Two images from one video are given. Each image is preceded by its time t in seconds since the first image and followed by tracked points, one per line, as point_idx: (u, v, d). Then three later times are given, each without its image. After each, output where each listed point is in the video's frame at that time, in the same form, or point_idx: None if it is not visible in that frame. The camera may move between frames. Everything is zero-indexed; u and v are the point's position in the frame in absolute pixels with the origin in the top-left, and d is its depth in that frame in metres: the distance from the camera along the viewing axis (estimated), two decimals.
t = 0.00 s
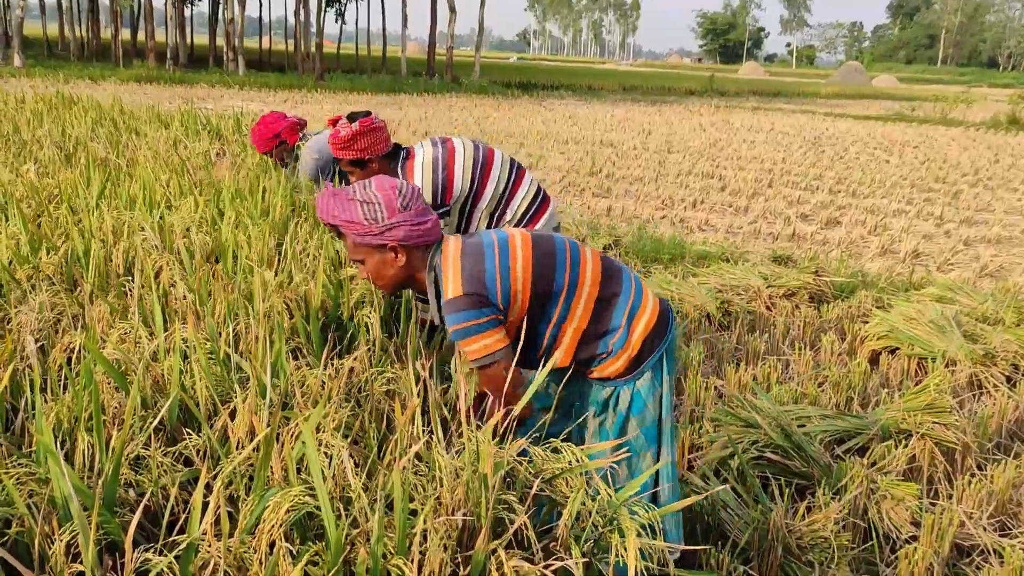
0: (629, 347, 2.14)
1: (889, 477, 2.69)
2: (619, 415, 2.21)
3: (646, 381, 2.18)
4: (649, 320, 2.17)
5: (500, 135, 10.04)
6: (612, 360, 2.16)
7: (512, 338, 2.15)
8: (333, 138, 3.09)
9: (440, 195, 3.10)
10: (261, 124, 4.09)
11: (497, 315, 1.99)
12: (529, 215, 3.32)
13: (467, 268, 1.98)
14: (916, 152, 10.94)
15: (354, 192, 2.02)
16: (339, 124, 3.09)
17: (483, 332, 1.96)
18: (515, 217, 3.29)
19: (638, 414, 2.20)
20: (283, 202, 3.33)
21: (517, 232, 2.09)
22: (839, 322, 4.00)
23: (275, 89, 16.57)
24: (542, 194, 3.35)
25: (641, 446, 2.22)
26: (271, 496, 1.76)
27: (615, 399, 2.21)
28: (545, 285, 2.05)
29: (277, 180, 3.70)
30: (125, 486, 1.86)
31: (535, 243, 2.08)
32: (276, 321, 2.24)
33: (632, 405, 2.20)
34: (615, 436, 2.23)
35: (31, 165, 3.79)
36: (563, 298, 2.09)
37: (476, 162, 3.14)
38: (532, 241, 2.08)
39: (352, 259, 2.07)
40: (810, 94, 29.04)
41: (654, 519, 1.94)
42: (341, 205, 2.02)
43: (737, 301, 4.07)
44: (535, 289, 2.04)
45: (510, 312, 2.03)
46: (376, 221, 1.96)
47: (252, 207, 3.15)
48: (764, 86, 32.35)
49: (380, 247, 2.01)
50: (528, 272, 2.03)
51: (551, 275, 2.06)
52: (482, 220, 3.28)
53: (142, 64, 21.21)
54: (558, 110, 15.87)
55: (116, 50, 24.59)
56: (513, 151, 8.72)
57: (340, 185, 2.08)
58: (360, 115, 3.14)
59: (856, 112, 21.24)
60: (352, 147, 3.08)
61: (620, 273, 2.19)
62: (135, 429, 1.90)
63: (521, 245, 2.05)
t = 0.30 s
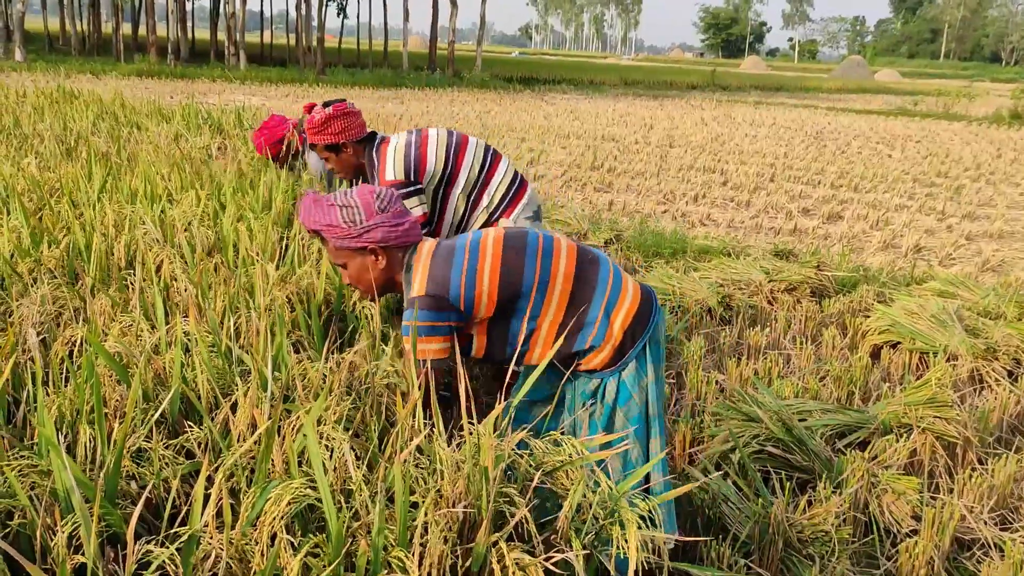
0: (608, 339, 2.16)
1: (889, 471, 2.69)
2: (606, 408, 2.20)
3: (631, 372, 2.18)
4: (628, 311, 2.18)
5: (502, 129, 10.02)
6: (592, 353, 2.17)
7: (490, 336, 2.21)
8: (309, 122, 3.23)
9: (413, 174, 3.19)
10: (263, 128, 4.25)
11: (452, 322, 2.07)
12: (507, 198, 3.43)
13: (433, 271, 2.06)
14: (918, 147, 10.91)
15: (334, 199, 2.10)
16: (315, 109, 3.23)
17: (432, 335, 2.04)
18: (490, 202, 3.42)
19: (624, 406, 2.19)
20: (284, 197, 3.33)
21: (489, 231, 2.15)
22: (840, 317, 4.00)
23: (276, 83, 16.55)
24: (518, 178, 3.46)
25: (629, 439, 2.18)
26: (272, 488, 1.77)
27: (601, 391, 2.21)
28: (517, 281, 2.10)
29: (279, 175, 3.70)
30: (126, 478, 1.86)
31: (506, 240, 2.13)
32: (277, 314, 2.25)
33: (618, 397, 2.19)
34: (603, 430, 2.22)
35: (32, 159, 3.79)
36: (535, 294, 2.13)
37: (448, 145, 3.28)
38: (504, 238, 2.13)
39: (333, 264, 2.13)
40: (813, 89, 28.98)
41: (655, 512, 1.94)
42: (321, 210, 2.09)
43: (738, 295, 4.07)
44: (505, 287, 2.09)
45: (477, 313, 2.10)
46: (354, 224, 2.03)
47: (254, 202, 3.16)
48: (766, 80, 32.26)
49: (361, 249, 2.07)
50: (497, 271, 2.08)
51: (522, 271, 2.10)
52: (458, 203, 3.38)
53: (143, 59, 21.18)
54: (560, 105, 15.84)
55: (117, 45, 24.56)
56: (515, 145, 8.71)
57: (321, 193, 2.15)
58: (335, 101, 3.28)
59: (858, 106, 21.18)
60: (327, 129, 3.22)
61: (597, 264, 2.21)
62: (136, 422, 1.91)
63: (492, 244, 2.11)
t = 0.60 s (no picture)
0: (597, 332, 2.17)
1: (892, 465, 2.69)
2: (598, 401, 2.21)
3: (622, 363, 2.20)
4: (617, 302, 2.20)
5: (504, 124, 10.01)
6: (582, 347, 2.18)
7: (477, 334, 2.19)
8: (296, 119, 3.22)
9: (394, 171, 3.25)
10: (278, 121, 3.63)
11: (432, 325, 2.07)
12: (495, 190, 3.44)
13: (418, 271, 2.03)
14: (922, 141, 10.89)
15: (327, 191, 2.08)
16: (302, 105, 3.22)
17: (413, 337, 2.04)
18: (479, 195, 3.43)
19: (617, 397, 2.21)
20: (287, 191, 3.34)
21: (474, 226, 2.12)
22: (843, 312, 4.00)
23: (278, 77, 16.55)
24: (506, 170, 3.45)
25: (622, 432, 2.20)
26: (275, 480, 1.77)
27: (593, 384, 2.22)
28: (505, 278, 2.09)
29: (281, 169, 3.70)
30: (130, 471, 1.87)
31: (492, 235, 2.11)
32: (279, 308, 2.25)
33: (610, 389, 2.21)
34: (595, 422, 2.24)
35: (35, 153, 3.80)
36: (523, 291, 2.12)
37: (432, 141, 3.30)
38: (491, 235, 2.11)
39: (326, 257, 2.10)
40: (816, 84, 28.90)
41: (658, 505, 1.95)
42: (312, 203, 2.07)
43: (740, 290, 4.07)
44: (493, 284, 2.08)
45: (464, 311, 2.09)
46: (351, 215, 2.01)
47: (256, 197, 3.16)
48: (769, 75, 32.18)
49: (355, 241, 2.05)
50: (484, 268, 2.06)
51: (510, 267, 2.09)
52: (444, 197, 3.41)
53: (146, 53, 21.19)
54: (563, 99, 15.82)
55: (120, 39, 24.56)
56: (517, 140, 8.71)
57: (312, 187, 2.13)
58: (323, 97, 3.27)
59: (862, 101, 21.14)
60: (315, 126, 3.22)
61: (585, 256, 2.22)
62: (139, 414, 1.91)
63: (479, 240, 2.08)
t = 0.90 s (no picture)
0: (593, 317, 2.19)
1: (895, 461, 2.68)
2: (593, 385, 2.24)
3: (617, 349, 2.22)
4: (613, 287, 2.22)
5: (507, 120, 10.01)
6: (578, 332, 2.20)
7: (475, 318, 2.20)
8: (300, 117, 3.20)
9: (390, 172, 3.21)
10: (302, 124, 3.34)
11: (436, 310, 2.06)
12: (495, 185, 3.47)
13: (416, 257, 2.02)
14: (926, 138, 10.87)
15: (310, 190, 2.04)
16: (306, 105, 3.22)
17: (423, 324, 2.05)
18: (478, 191, 3.45)
19: (612, 383, 2.23)
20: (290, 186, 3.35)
21: (473, 210, 2.12)
22: (847, 308, 3.99)
23: (281, 73, 16.56)
24: (504, 165, 3.49)
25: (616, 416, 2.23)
26: (279, 474, 1.77)
27: (587, 368, 2.24)
28: (506, 263, 2.09)
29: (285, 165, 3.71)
30: (134, 465, 1.87)
31: (491, 219, 2.11)
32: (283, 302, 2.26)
33: (604, 374, 2.23)
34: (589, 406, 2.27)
35: (39, 148, 3.81)
36: (522, 275, 2.13)
37: (428, 140, 3.28)
38: (489, 218, 2.10)
39: (319, 258, 2.06)
40: (820, 80, 28.83)
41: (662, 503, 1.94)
42: (296, 205, 2.02)
43: (744, 286, 4.06)
44: (494, 268, 2.08)
45: (466, 295, 2.09)
46: (342, 209, 1.98)
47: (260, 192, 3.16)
48: (773, 71, 32.10)
49: (349, 236, 2.02)
50: (483, 253, 2.06)
51: (509, 252, 2.09)
52: (442, 193, 3.42)
53: (150, 48, 21.22)
54: (567, 95, 15.80)
55: (124, 35, 24.58)
56: (521, 136, 8.70)
57: (289, 190, 2.07)
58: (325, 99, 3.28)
59: (866, 97, 21.09)
60: (317, 124, 3.23)
61: (581, 242, 2.23)
62: (144, 408, 1.92)
63: (478, 225, 2.08)
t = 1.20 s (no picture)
0: (602, 300, 2.20)
1: (900, 459, 2.68)
2: (598, 372, 2.25)
3: (623, 336, 2.23)
4: (621, 274, 2.23)
5: (512, 116, 10.00)
6: (586, 315, 2.21)
7: (486, 293, 2.21)
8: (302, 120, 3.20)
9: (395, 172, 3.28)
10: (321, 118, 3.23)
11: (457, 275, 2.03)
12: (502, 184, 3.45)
13: (433, 224, 2.01)
14: (932, 135, 10.83)
15: (313, 172, 1.97)
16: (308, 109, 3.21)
17: (446, 288, 2.00)
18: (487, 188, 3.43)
19: (616, 369, 2.24)
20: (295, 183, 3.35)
21: (488, 186, 2.14)
22: (852, 306, 3.99)
23: (286, 70, 16.59)
24: (511, 163, 3.47)
25: (619, 404, 2.24)
26: (284, 469, 1.77)
27: (593, 355, 2.25)
28: (519, 239, 2.11)
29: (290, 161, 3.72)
30: (140, 459, 1.88)
31: (506, 196, 2.13)
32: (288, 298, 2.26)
33: (609, 361, 2.24)
34: (594, 393, 2.27)
35: (45, 143, 3.82)
36: (535, 251, 2.15)
37: (434, 141, 3.29)
38: (504, 196, 2.13)
39: (325, 241, 2.01)
40: (826, 77, 28.74)
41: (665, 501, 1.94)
42: (299, 189, 1.96)
43: (749, 283, 4.06)
44: (508, 242, 2.10)
45: (480, 267, 2.09)
46: (347, 191, 1.92)
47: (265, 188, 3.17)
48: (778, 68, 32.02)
49: (354, 219, 1.97)
50: (499, 226, 2.08)
51: (522, 228, 2.11)
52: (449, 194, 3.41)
53: (156, 45, 21.26)
54: (571, 92, 15.79)
55: (129, 31, 24.63)
56: (525, 132, 8.70)
57: (291, 173, 2.01)
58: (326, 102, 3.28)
59: (872, 94, 21.02)
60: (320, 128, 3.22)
61: (592, 227, 2.26)
62: (149, 403, 1.92)
63: (492, 199, 2.10)
